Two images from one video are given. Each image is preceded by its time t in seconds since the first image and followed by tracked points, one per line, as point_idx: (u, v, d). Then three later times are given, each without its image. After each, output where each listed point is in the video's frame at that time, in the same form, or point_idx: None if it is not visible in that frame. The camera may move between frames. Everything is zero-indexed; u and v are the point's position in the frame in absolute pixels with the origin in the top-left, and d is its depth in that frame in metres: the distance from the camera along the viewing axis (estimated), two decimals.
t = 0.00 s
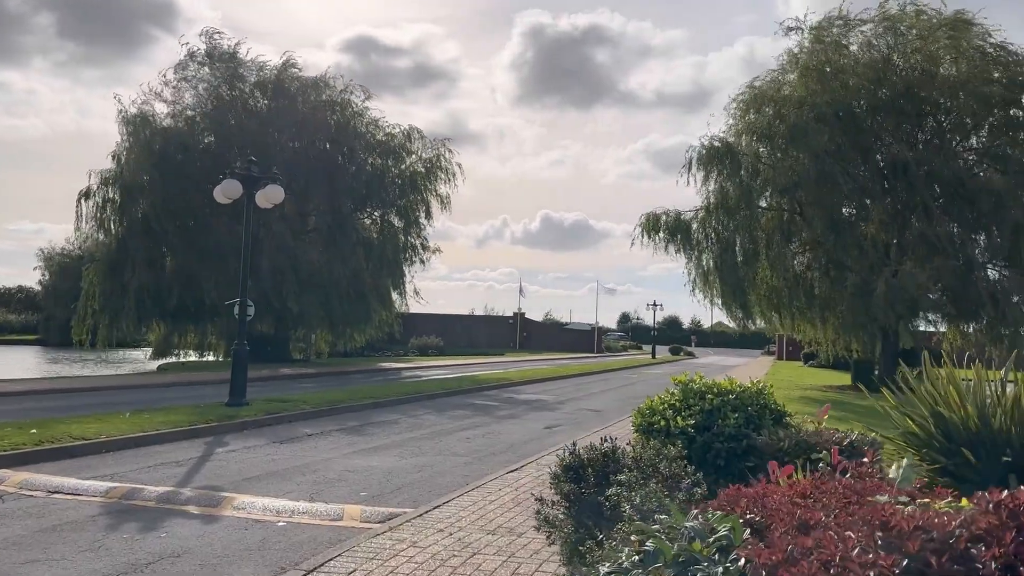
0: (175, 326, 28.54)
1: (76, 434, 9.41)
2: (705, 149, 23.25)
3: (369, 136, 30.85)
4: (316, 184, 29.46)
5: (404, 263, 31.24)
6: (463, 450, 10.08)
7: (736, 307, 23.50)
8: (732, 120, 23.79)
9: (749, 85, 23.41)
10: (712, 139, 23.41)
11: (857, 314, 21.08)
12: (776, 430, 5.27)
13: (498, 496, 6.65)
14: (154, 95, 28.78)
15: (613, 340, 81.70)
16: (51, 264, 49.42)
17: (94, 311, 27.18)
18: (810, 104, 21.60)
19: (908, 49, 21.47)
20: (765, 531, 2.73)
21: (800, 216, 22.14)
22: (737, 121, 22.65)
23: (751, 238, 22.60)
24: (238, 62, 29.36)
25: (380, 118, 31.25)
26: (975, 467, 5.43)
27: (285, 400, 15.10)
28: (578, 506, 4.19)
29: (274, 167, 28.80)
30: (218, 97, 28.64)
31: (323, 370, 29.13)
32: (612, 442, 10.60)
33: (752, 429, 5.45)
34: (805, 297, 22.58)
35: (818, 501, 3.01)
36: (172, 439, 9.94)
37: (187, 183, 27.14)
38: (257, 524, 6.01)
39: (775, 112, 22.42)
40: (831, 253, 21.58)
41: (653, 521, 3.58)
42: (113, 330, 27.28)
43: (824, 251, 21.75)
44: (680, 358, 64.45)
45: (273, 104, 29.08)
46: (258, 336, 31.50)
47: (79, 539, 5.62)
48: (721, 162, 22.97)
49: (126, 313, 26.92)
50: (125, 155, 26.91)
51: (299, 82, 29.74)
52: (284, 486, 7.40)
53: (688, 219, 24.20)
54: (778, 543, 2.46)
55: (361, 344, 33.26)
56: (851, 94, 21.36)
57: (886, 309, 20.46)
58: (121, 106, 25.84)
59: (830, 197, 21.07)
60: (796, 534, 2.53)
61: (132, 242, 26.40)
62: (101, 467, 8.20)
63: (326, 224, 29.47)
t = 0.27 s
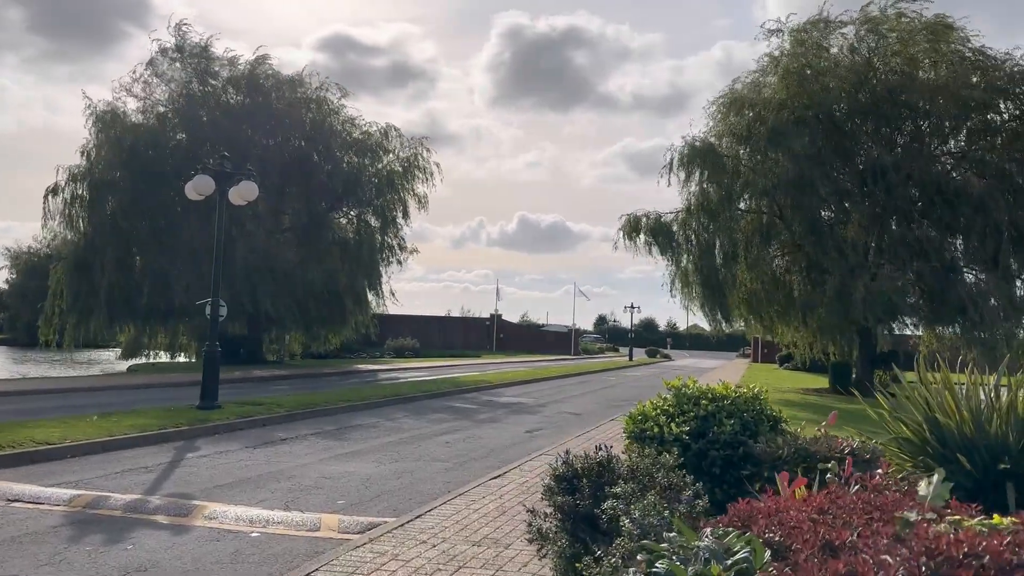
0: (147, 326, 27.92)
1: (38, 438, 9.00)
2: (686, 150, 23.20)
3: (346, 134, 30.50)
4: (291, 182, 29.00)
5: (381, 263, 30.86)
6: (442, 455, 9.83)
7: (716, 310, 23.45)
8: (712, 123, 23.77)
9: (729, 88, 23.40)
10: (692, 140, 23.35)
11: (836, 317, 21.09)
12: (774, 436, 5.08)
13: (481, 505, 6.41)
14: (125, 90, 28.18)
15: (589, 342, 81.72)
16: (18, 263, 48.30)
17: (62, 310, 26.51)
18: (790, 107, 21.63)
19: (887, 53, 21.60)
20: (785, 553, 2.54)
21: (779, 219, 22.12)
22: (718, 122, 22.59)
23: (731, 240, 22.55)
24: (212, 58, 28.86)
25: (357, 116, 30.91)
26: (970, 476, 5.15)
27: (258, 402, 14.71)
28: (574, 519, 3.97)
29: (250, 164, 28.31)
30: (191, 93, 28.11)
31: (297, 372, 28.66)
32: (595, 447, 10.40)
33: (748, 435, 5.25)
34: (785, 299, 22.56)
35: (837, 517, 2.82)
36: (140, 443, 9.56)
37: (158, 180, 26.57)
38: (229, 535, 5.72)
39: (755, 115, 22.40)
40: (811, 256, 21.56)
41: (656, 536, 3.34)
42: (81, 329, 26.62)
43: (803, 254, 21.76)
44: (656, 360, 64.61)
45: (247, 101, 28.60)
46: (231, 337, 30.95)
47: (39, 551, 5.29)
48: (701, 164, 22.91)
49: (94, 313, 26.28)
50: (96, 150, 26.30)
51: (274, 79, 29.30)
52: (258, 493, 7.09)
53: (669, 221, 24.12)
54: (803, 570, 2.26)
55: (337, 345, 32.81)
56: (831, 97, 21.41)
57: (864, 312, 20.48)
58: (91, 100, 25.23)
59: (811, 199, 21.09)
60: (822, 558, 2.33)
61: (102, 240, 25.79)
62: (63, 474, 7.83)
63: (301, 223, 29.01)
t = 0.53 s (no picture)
0: (123, 324, 27.40)
1: (5, 438, 8.66)
2: (671, 148, 23.06)
3: (328, 131, 30.16)
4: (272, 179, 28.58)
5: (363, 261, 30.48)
6: (424, 456, 9.58)
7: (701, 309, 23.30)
8: (697, 122, 23.66)
9: (714, 87, 23.29)
10: (677, 138, 23.21)
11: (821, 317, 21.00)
12: (770, 437, 4.89)
13: (466, 508, 6.17)
14: (102, 84, 27.66)
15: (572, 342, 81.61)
16: None
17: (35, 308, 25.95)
18: (775, 105, 21.52)
19: (872, 53, 21.59)
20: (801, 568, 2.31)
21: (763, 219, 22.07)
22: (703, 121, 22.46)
23: (716, 239, 22.42)
24: (191, 52, 28.42)
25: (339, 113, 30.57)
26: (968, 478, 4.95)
27: (236, 401, 14.38)
28: (565, 525, 3.77)
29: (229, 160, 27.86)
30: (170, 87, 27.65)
31: (277, 371, 28.24)
32: (581, 447, 10.19)
33: (744, 435, 5.06)
34: (770, 299, 22.45)
35: (852, 527, 2.59)
36: (111, 444, 9.23)
37: (135, 175, 26.08)
38: (200, 540, 5.45)
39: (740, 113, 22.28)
40: (795, 256, 21.44)
41: (655, 547, 3.13)
42: (56, 327, 26.08)
43: (788, 253, 21.65)
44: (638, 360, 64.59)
45: (227, 96, 28.17)
46: (210, 335, 30.47)
47: None
48: (687, 162, 22.77)
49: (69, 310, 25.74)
50: (72, 145, 25.79)
51: (255, 75, 28.89)
52: (233, 496, 6.82)
53: (654, 220, 23.96)
54: None
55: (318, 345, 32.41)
56: (816, 97, 21.34)
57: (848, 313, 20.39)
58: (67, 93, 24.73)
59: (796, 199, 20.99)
60: None
61: (77, 236, 25.26)
62: (29, 475, 7.51)
63: (281, 220, 28.57)
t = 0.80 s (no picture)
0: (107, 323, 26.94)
1: None
2: (664, 145, 22.82)
3: (316, 128, 29.82)
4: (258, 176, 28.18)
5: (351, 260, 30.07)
6: (412, 460, 9.29)
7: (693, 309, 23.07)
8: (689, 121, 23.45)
9: (706, 85, 23.08)
10: (669, 135, 22.97)
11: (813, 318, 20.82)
12: (778, 445, 4.63)
13: (456, 518, 5.88)
14: (85, 79, 27.22)
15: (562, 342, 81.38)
16: None
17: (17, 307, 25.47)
18: (767, 103, 21.31)
19: (865, 52, 21.42)
20: None
21: (756, 219, 21.82)
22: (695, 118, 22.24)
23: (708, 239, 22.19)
24: (176, 48, 28.03)
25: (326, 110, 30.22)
26: (980, 486, 4.63)
27: (219, 403, 14.04)
28: (567, 544, 3.51)
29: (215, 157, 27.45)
30: (155, 83, 27.24)
31: (263, 371, 27.84)
32: (573, 451, 9.92)
33: (750, 443, 4.80)
34: (763, 299, 22.24)
35: (893, 549, 2.35)
36: (87, 448, 8.90)
37: (119, 172, 25.64)
38: (175, 553, 5.14)
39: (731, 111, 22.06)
40: (787, 255, 21.22)
41: (667, 571, 2.85)
42: (38, 327, 25.60)
43: (779, 253, 21.43)
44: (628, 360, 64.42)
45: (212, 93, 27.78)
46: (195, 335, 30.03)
47: None
48: (679, 160, 22.55)
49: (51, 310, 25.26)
50: (55, 141, 25.35)
51: (241, 71, 28.50)
52: (212, 504, 6.51)
53: (646, 219, 23.71)
54: None
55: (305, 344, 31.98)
56: (809, 96, 21.15)
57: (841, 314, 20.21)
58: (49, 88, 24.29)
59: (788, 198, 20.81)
60: None
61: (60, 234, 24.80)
62: None
63: (267, 219, 28.15)
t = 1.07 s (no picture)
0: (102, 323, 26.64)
1: None
2: (666, 144, 22.61)
3: (313, 127, 29.60)
4: (255, 176, 27.94)
5: (348, 260, 29.81)
6: (413, 464, 9.07)
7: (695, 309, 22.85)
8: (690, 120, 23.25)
9: (708, 84, 22.88)
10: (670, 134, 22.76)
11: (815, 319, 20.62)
12: (802, 452, 4.42)
13: (462, 526, 5.65)
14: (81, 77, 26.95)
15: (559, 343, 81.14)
16: None
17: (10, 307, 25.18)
18: (770, 102, 21.13)
19: (867, 50, 21.19)
20: None
21: (758, 218, 21.57)
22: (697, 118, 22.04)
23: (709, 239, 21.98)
24: (172, 46, 27.79)
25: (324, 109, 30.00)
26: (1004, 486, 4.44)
27: (214, 405, 13.77)
28: (587, 559, 3.29)
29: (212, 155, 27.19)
30: (151, 81, 26.99)
31: (260, 372, 27.57)
32: (577, 455, 9.70)
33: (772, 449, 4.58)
34: (765, 300, 22.01)
35: None
36: (79, 451, 8.65)
37: (114, 171, 25.37)
38: (168, 563, 4.90)
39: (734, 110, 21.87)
40: (789, 256, 20.99)
41: None
42: (32, 327, 25.31)
43: (781, 253, 21.20)
44: (626, 361, 64.19)
45: (209, 91, 27.51)
46: (191, 336, 29.74)
47: None
48: (681, 158, 22.36)
49: (45, 310, 24.96)
50: (50, 139, 25.08)
51: (237, 69, 28.25)
52: (207, 510, 6.27)
53: (647, 218, 23.49)
54: None
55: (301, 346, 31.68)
56: (812, 94, 20.97)
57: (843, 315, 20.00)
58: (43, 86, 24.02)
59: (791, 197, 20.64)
60: None
61: (54, 233, 24.51)
62: None
63: (263, 218, 27.89)
